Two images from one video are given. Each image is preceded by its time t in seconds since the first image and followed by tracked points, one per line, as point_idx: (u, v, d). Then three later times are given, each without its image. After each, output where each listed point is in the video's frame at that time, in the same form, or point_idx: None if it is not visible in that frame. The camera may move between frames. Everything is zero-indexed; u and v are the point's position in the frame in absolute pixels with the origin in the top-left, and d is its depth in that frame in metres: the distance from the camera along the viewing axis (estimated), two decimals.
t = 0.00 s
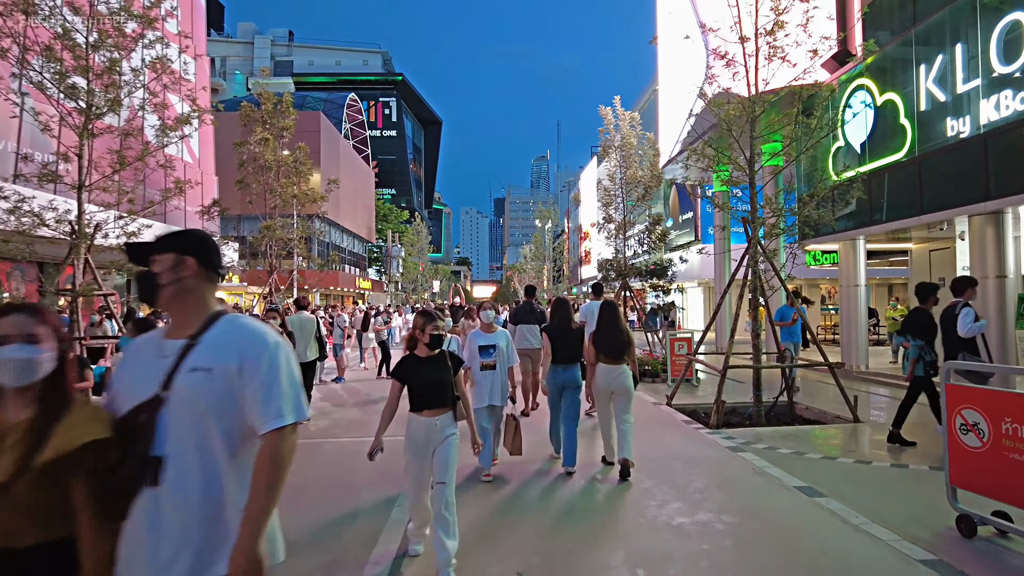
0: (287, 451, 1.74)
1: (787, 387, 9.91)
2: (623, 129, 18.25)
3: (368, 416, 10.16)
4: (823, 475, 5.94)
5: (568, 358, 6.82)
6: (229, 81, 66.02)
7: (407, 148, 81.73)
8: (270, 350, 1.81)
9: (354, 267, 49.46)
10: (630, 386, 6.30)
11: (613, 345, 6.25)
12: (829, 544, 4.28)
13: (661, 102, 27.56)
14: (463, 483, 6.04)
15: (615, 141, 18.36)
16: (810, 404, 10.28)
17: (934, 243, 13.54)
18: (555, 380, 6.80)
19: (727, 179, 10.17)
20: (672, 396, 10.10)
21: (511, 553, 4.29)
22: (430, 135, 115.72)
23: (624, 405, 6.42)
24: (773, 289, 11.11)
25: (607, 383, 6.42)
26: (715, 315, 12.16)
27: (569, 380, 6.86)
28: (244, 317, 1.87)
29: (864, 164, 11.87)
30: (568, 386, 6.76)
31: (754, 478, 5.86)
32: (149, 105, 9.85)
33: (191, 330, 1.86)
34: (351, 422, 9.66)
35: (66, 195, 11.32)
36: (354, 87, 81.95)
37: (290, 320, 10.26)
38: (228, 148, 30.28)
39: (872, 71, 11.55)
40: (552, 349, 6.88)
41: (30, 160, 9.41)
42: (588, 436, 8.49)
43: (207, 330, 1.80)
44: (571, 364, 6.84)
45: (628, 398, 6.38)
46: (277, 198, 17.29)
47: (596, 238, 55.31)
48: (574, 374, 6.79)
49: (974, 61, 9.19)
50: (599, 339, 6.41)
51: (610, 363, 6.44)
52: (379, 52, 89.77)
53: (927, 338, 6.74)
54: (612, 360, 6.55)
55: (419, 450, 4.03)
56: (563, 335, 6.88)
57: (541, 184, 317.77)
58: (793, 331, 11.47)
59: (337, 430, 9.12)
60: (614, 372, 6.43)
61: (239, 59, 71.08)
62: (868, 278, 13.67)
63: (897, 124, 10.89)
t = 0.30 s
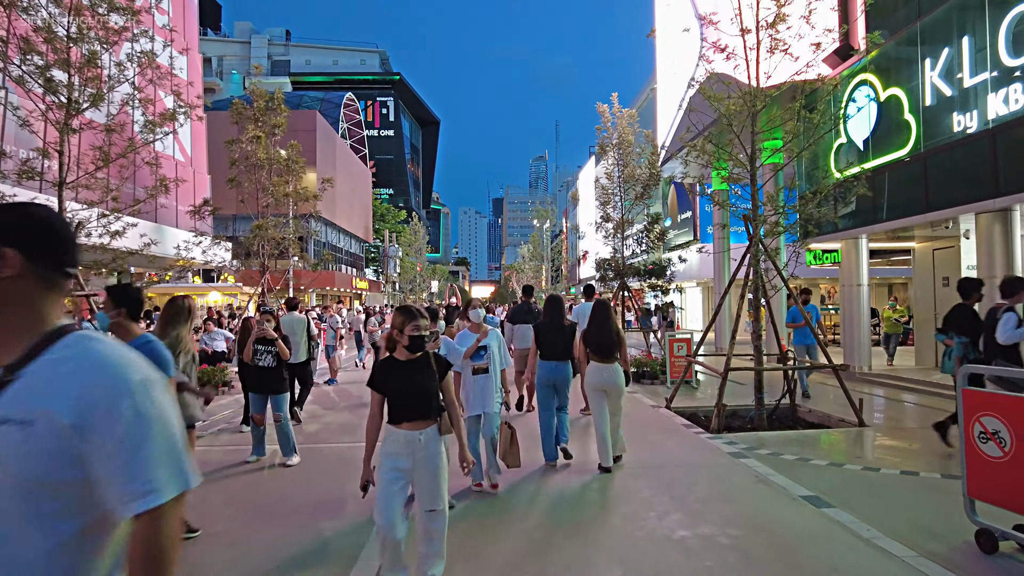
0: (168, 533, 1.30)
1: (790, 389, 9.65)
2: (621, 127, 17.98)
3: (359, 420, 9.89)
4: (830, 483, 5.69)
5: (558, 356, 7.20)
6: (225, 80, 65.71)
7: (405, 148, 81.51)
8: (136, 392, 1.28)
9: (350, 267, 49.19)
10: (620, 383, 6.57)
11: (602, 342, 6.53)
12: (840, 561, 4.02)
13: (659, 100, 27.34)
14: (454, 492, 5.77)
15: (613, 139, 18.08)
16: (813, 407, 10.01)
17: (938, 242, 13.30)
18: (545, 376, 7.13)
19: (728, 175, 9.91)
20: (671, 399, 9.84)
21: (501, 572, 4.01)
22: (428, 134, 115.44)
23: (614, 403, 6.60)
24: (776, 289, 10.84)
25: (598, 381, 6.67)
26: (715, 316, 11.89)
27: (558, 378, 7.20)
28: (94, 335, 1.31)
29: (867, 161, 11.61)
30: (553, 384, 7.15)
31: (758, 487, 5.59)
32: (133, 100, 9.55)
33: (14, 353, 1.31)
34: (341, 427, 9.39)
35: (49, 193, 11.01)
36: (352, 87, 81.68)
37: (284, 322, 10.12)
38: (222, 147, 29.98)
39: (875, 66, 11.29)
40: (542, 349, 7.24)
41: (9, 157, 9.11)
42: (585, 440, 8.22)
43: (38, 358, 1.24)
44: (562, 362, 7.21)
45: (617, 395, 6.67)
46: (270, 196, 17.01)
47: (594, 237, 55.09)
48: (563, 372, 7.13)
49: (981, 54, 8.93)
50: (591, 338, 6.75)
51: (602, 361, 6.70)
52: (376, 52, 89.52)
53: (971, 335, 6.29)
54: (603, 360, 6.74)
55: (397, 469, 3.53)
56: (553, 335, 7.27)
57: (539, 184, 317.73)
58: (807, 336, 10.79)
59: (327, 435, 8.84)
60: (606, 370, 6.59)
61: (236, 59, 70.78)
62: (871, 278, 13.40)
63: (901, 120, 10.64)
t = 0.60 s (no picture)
0: None
1: (795, 391, 9.35)
2: (621, 123, 17.67)
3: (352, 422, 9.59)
4: (843, 490, 5.42)
5: (556, 354, 6.90)
6: (223, 79, 65.37)
7: (404, 147, 81.22)
8: None
9: (349, 267, 48.94)
10: (620, 383, 6.41)
11: (600, 342, 6.33)
12: None
13: (660, 98, 27.06)
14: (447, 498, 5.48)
15: (613, 136, 17.79)
16: (820, 409, 9.72)
17: (945, 239, 13.02)
18: (544, 376, 6.89)
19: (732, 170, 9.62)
20: (673, 400, 9.55)
21: None
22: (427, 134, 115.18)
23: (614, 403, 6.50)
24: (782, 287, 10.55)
25: (597, 380, 6.52)
26: (718, 315, 11.60)
27: (557, 377, 6.97)
28: None
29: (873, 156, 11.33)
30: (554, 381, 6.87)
31: (767, 495, 5.31)
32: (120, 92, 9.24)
33: None
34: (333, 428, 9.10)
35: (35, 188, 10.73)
36: (351, 86, 81.46)
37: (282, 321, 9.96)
38: (218, 145, 29.68)
39: (882, 59, 11.02)
40: (538, 347, 6.98)
41: None
42: (583, 443, 7.91)
43: None
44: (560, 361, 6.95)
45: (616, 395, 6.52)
46: (264, 193, 16.73)
47: (594, 236, 54.85)
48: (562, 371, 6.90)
49: (994, 44, 8.65)
50: (591, 337, 6.54)
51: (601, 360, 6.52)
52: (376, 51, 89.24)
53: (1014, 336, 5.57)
54: (603, 358, 6.62)
55: (356, 507, 2.91)
56: (551, 333, 7.00)
57: (539, 184, 317.49)
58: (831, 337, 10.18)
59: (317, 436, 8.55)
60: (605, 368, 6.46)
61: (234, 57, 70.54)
62: (877, 276, 13.12)
63: (909, 114, 10.37)
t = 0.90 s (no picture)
0: None
1: (802, 394, 9.06)
2: (622, 119, 17.35)
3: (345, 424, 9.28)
4: (857, 502, 5.11)
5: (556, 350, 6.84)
6: (222, 77, 65.00)
7: (403, 146, 80.89)
8: None
9: (347, 266, 48.65)
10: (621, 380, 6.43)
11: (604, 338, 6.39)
12: None
13: (661, 95, 26.75)
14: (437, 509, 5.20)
15: (614, 132, 17.48)
16: (827, 413, 9.42)
17: (954, 238, 12.72)
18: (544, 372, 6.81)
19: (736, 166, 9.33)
20: (676, 403, 9.25)
21: None
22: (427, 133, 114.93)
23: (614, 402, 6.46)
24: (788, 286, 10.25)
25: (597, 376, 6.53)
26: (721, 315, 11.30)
27: (557, 374, 6.87)
28: None
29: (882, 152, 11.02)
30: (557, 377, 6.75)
31: (777, 507, 5.01)
32: (105, 85, 8.93)
33: None
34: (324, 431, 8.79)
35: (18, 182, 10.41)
36: (350, 84, 81.12)
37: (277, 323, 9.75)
38: (215, 143, 29.35)
39: (892, 52, 10.71)
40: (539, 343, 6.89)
41: None
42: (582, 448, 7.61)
43: None
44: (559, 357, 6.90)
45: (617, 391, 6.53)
46: (258, 190, 16.42)
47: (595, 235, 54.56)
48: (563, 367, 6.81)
49: (1010, 35, 8.33)
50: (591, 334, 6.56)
51: (601, 356, 6.52)
52: (375, 49, 88.88)
53: None
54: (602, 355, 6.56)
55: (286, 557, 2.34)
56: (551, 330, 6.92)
57: (539, 183, 317.15)
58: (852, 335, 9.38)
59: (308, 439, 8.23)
60: (605, 366, 6.44)
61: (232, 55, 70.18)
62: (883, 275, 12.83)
63: (920, 108, 10.06)
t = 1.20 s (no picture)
0: None
1: (806, 396, 8.81)
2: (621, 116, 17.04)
3: (335, 427, 9.01)
4: (867, 511, 4.85)
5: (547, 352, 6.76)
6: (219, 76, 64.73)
7: (403, 146, 80.70)
8: None
9: (345, 266, 48.42)
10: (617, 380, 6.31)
11: (598, 340, 6.23)
12: None
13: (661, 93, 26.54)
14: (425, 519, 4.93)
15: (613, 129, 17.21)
16: (831, 415, 9.17)
17: (959, 235, 12.48)
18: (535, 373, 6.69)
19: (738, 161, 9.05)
20: (676, 404, 9.01)
21: None
22: (426, 132, 114.65)
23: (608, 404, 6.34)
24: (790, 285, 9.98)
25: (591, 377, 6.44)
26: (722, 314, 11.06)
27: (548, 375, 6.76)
28: None
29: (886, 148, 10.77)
30: (549, 379, 6.65)
31: (783, 516, 4.76)
32: (89, 78, 8.66)
33: None
34: (313, 433, 8.52)
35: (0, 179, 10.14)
36: (349, 83, 80.92)
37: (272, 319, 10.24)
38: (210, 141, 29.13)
39: (897, 44, 10.47)
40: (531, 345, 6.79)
41: None
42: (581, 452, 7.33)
43: None
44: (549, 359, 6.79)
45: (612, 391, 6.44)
46: (251, 188, 16.18)
47: (595, 234, 54.36)
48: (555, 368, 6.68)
49: (1021, 25, 8.07)
50: (585, 335, 6.41)
51: (595, 357, 6.39)
52: (374, 48, 88.57)
53: None
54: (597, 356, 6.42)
55: None
56: (542, 331, 6.81)
57: (539, 184, 317.05)
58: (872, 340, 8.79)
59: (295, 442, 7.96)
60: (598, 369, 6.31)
61: (231, 54, 69.98)
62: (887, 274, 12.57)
63: (926, 102, 9.81)
